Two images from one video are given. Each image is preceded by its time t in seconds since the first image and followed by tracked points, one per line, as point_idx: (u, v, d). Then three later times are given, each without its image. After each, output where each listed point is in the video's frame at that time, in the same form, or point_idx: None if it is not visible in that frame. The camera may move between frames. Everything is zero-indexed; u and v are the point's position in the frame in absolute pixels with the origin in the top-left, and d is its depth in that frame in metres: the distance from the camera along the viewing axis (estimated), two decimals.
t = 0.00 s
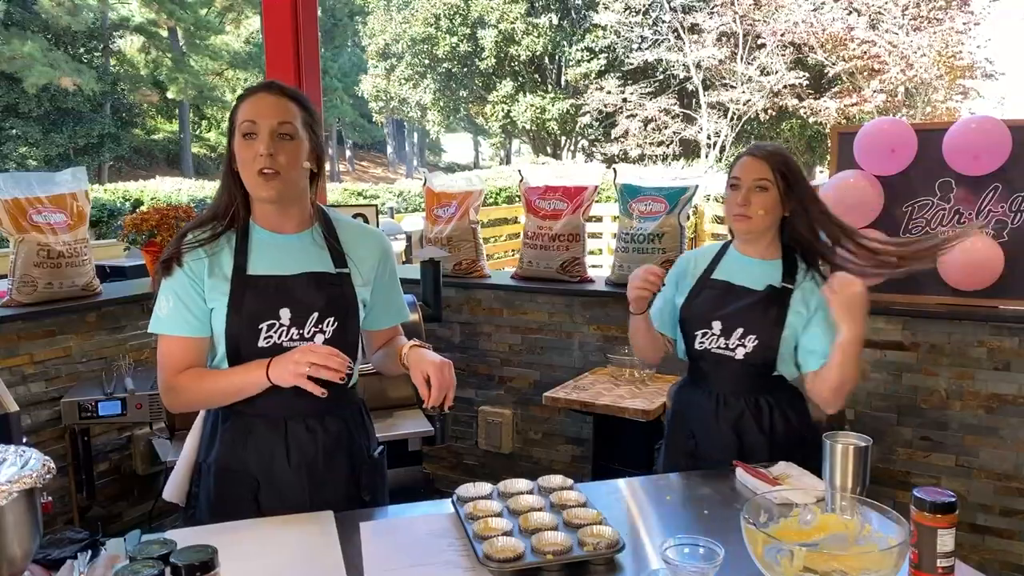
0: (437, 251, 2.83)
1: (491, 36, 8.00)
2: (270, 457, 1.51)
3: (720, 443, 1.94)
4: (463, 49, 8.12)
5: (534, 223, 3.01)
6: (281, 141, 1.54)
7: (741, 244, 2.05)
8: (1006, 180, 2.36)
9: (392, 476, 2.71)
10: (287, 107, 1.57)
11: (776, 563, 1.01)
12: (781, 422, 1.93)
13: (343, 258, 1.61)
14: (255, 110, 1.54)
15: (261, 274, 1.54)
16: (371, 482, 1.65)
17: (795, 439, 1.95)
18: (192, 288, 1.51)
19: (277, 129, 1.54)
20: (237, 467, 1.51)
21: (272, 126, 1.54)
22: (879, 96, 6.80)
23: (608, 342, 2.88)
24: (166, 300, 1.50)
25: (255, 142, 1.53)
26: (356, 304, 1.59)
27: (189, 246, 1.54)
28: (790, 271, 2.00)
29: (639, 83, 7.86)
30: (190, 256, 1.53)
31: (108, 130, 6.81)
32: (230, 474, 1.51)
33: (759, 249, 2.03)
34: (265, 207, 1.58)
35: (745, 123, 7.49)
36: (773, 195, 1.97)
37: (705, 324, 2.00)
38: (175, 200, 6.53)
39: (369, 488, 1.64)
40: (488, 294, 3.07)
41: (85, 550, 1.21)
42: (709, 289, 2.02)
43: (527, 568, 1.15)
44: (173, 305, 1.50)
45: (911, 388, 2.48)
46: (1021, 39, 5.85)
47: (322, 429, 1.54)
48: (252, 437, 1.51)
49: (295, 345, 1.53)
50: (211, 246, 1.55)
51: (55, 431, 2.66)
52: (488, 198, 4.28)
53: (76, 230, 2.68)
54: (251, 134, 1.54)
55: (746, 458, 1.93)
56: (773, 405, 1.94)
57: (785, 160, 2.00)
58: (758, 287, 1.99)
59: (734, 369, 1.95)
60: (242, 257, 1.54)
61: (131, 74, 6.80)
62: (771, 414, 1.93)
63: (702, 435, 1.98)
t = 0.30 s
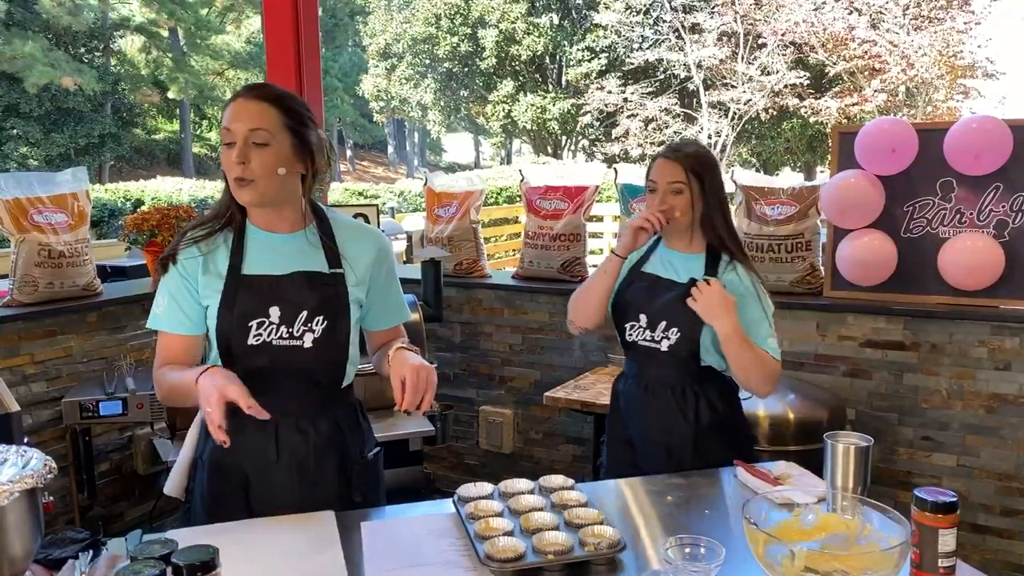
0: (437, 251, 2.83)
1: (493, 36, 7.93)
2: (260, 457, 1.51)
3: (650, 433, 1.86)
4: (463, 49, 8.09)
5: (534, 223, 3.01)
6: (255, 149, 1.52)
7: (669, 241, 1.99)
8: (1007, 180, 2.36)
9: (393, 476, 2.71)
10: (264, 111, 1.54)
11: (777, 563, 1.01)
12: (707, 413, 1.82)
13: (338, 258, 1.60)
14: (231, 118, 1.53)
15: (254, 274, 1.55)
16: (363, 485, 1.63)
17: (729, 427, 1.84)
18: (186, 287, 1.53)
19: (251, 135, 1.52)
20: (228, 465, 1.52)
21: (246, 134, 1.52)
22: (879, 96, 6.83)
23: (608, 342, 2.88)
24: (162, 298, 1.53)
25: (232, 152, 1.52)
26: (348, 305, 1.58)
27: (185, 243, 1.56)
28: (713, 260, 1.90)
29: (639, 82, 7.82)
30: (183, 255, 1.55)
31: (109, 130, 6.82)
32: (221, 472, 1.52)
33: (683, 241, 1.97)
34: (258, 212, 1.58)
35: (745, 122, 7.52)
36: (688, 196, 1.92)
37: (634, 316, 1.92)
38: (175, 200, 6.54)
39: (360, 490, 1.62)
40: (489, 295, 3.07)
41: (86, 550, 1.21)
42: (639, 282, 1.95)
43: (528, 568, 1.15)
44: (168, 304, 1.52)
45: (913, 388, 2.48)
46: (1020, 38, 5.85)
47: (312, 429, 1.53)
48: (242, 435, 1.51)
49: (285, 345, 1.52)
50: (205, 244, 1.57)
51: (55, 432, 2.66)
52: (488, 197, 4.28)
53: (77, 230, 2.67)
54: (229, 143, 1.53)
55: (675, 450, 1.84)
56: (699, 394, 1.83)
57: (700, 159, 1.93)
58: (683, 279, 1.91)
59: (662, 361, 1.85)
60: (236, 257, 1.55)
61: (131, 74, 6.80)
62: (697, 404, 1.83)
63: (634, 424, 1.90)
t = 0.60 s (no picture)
0: (440, 251, 2.83)
1: (495, 36, 7.90)
2: (255, 455, 1.51)
3: (629, 436, 1.85)
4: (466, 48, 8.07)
5: (538, 223, 3.01)
6: (255, 143, 1.54)
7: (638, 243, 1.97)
8: (1011, 179, 2.35)
9: (397, 475, 2.71)
10: (262, 108, 1.57)
11: (782, 563, 1.01)
12: (683, 410, 1.82)
13: (332, 258, 1.59)
14: (230, 114, 1.55)
15: (248, 273, 1.56)
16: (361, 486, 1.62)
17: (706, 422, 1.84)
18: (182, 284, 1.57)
19: (250, 130, 1.54)
20: (224, 463, 1.53)
21: (244, 129, 1.54)
22: (883, 95, 6.82)
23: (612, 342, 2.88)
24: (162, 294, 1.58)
25: (231, 147, 1.54)
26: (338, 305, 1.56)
27: (181, 242, 1.59)
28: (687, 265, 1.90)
29: (642, 82, 7.82)
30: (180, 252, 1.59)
31: (113, 130, 6.83)
32: (217, 470, 1.53)
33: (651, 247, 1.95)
34: (257, 208, 1.59)
35: (748, 122, 7.54)
36: (663, 206, 1.89)
37: (605, 324, 1.91)
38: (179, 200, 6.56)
39: (357, 491, 1.60)
40: (492, 294, 3.07)
41: (91, 550, 1.21)
42: (607, 290, 1.94)
43: (532, 568, 1.15)
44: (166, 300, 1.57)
45: (917, 388, 2.47)
46: None
47: (307, 428, 1.53)
48: (239, 434, 1.52)
49: (275, 347, 1.51)
50: (201, 243, 1.59)
51: (60, 431, 2.66)
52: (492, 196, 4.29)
53: (81, 230, 2.67)
54: (228, 139, 1.55)
55: (653, 452, 1.83)
56: (676, 392, 1.84)
57: (670, 161, 1.89)
58: (652, 284, 1.91)
59: (639, 364, 1.85)
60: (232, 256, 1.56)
61: (135, 74, 6.80)
62: (674, 402, 1.83)
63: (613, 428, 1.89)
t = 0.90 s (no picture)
0: (444, 252, 2.83)
1: (499, 37, 7.88)
2: (263, 455, 1.51)
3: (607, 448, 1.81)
4: (470, 49, 8.08)
5: (541, 224, 3.01)
6: (281, 140, 1.53)
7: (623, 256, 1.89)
8: (1017, 180, 2.34)
9: (401, 476, 2.71)
10: (282, 108, 1.56)
11: (787, 566, 1.00)
12: (662, 426, 1.77)
13: (338, 262, 1.59)
14: (252, 112, 1.54)
15: (256, 281, 1.55)
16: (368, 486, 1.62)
17: (685, 439, 1.79)
18: (188, 292, 1.55)
19: (275, 128, 1.54)
20: (231, 464, 1.53)
21: (271, 126, 1.53)
22: (887, 96, 6.81)
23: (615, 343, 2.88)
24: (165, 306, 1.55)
25: (256, 143, 1.52)
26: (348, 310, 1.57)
27: (182, 253, 1.57)
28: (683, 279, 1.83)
29: (646, 82, 7.81)
30: (183, 261, 1.56)
31: (118, 130, 6.85)
32: (225, 470, 1.53)
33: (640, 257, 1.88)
34: (269, 209, 1.56)
35: (752, 122, 7.54)
36: (650, 217, 1.81)
37: (584, 337, 1.85)
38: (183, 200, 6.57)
39: (364, 491, 1.60)
40: (495, 295, 3.06)
41: (95, 551, 1.21)
42: (588, 302, 1.88)
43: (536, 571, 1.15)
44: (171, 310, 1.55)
45: (922, 390, 2.46)
46: None
47: (315, 428, 1.53)
48: (247, 434, 1.52)
49: (285, 356, 1.52)
50: (205, 252, 1.57)
51: (64, 432, 2.67)
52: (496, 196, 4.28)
53: (85, 231, 2.67)
54: (251, 135, 1.53)
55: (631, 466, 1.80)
56: (655, 409, 1.78)
57: (656, 171, 1.80)
58: (632, 296, 1.84)
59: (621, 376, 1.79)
60: (236, 265, 1.55)
61: (139, 75, 6.82)
62: (653, 418, 1.78)
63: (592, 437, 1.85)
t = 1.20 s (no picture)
0: (448, 252, 2.82)
1: (504, 37, 7.90)
2: (268, 455, 1.51)
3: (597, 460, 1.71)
4: (475, 49, 8.05)
5: (545, 224, 2.99)
6: (289, 141, 1.53)
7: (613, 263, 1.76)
8: None
9: (405, 476, 2.70)
10: (296, 110, 1.57)
11: (790, 568, 1.00)
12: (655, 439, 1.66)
13: (344, 260, 1.59)
14: (264, 110, 1.54)
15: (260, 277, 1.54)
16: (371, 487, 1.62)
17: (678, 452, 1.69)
18: (193, 290, 1.55)
19: (285, 129, 1.54)
20: (234, 464, 1.52)
21: (282, 126, 1.53)
22: (895, 95, 6.73)
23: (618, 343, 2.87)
24: (169, 301, 1.55)
25: (266, 141, 1.52)
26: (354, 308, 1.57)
27: (187, 248, 1.56)
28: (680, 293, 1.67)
29: (652, 82, 7.80)
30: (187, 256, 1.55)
31: (124, 131, 6.85)
32: (227, 472, 1.52)
33: (631, 264, 1.74)
34: (276, 207, 1.56)
35: (758, 122, 7.56)
36: (640, 221, 1.68)
37: (575, 349, 1.72)
38: (189, 200, 6.59)
39: (368, 491, 1.60)
40: (499, 295, 3.05)
41: (95, 551, 1.20)
42: (578, 312, 1.75)
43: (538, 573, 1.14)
44: (177, 305, 1.55)
45: (929, 391, 2.45)
46: None
47: (319, 428, 1.53)
48: (251, 435, 1.51)
49: (292, 350, 1.51)
50: (211, 247, 1.56)
51: (68, 432, 2.67)
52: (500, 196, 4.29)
53: (90, 231, 2.67)
54: (262, 134, 1.53)
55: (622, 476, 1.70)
56: (650, 422, 1.66)
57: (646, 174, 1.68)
58: (625, 305, 1.70)
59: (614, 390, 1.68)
60: (243, 261, 1.54)
61: (146, 75, 6.84)
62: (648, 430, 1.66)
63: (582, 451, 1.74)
